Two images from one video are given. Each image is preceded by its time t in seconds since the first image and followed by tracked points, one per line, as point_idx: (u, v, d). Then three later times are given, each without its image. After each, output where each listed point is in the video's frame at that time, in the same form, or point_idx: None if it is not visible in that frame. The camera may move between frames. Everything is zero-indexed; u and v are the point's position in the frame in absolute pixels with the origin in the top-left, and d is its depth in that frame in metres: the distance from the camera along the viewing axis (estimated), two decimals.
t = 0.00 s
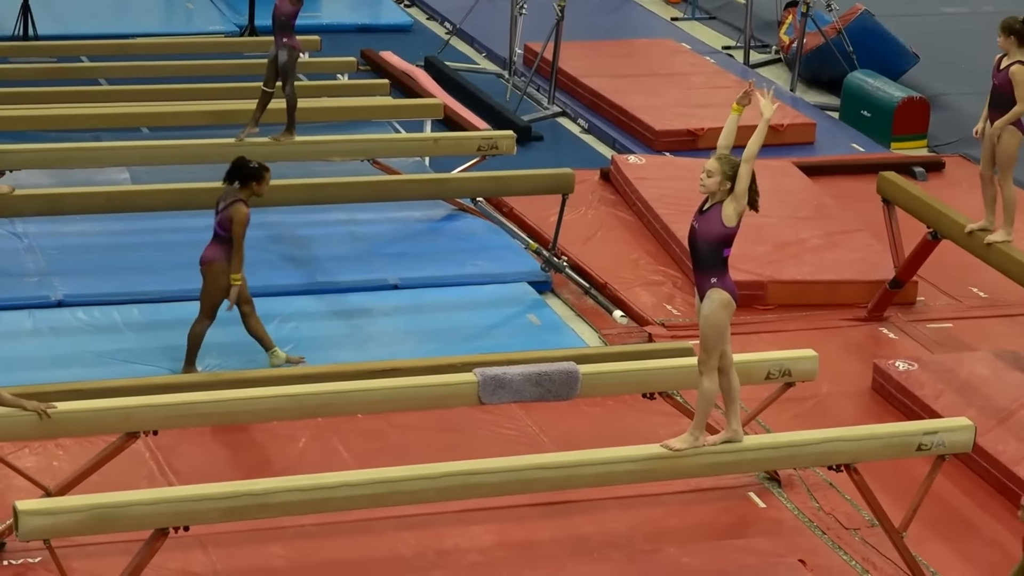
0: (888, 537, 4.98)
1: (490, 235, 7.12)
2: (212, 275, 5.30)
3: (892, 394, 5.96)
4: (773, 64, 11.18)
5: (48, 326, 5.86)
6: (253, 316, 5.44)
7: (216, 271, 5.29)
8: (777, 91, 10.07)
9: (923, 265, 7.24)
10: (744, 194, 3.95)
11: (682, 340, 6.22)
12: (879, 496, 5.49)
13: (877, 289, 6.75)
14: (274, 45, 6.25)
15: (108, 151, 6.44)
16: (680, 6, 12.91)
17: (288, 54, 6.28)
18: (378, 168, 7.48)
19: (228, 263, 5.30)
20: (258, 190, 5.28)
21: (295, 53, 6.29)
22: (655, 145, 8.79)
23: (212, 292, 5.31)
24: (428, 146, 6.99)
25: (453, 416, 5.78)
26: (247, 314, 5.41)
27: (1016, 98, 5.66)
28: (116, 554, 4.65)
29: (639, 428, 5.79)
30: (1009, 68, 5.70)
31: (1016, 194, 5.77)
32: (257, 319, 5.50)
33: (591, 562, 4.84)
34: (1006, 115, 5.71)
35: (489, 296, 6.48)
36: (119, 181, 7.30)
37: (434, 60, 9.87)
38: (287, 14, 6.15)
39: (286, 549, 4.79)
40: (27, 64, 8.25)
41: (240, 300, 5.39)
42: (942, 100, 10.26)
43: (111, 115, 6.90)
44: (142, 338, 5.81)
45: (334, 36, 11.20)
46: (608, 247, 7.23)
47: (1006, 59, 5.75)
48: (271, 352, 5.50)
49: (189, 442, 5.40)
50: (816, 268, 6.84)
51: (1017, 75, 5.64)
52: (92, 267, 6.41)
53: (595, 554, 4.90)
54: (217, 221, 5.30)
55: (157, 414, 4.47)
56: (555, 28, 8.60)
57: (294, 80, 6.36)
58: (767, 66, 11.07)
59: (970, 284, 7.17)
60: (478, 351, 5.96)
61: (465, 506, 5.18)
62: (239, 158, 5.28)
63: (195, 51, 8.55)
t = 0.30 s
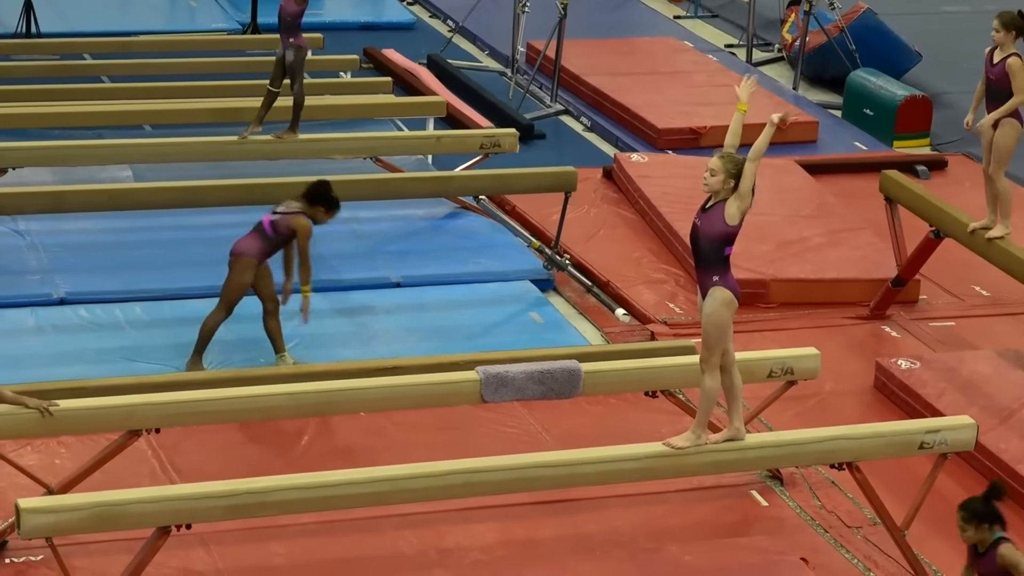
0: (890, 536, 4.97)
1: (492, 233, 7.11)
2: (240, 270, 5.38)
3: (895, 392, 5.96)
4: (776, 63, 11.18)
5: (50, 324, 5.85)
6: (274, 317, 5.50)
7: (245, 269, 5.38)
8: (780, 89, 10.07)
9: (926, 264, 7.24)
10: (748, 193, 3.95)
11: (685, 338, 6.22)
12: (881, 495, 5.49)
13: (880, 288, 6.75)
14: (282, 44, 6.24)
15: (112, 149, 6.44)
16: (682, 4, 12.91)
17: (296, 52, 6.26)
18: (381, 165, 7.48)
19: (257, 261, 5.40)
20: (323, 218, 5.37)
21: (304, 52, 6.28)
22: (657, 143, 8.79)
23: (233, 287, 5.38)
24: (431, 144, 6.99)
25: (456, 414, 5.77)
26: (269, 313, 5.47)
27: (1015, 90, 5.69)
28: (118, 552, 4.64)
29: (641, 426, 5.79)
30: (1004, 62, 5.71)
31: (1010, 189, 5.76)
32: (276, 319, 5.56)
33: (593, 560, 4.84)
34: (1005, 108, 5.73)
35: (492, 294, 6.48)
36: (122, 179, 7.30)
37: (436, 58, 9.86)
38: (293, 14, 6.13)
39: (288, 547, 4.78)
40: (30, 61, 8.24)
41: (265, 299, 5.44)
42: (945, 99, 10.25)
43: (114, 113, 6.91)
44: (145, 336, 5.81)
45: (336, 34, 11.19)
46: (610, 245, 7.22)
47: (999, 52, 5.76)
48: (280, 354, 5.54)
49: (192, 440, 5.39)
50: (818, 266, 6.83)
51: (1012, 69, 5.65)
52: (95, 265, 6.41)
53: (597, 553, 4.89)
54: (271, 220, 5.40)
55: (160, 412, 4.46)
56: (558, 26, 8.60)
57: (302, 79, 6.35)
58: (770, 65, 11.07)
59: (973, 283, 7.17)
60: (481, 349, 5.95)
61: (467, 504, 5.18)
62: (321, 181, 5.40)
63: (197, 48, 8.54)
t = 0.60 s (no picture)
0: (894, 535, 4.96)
1: (496, 232, 7.11)
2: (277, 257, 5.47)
3: (899, 391, 5.96)
4: (779, 62, 11.17)
5: (53, 323, 5.85)
6: (303, 319, 5.49)
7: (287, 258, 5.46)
8: (783, 88, 10.07)
9: (930, 263, 7.23)
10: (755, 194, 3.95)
11: (688, 337, 6.22)
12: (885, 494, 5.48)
13: (884, 287, 6.75)
14: (288, 44, 6.25)
15: (116, 149, 6.45)
16: (685, 3, 12.91)
17: (302, 52, 6.25)
18: (385, 165, 7.48)
19: (303, 260, 5.48)
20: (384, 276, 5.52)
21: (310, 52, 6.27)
22: (661, 142, 8.80)
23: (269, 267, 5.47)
24: (434, 144, 6.99)
25: (460, 413, 5.77)
26: (303, 313, 5.48)
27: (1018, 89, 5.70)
28: (122, 552, 4.65)
29: (645, 425, 5.79)
30: (1008, 60, 5.74)
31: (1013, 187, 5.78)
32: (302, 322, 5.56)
33: (596, 559, 4.83)
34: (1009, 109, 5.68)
35: (496, 293, 6.48)
36: (126, 179, 7.31)
37: (439, 57, 9.86)
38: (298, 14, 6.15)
39: (292, 547, 4.78)
40: (33, 61, 8.24)
41: (304, 298, 5.49)
42: (948, 98, 10.25)
43: (117, 113, 6.91)
44: (149, 336, 5.81)
45: (339, 34, 11.20)
46: (614, 245, 7.22)
47: (1002, 51, 5.79)
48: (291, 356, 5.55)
49: (196, 439, 5.40)
50: (821, 265, 6.83)
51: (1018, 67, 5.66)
52: (99, 265, 6.41)
53: (601, 552, 4.89)
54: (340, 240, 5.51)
55: (163, 412, 4.46)
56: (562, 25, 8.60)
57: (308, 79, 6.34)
58: (773, 64, 11.07)
59: (977, 282, 7.16)
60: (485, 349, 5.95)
61: (470, 504, 5.18)
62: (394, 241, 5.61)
63: (200, 48, 8.54)
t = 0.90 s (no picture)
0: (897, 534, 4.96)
1: (499, 231, 7.11)
2: (362, 233, 5.35)
3: (902, 390, 5.96)
4: (782, 61, 11.17)
5: (56, 322, 5.85)
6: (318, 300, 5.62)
7: (363, 244, 5.37)
8: (787, 87, 10.07)
9: (933, 262, 7.24)
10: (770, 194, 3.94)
11: (692, 336, 6.21)
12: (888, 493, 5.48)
13: (887, 286, 6.75)
14: (293, 44, 6.25)
15: (120, 147, 6.45)
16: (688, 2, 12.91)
17: (308, 51, 6.27)
18: (389, 164, 7.48)
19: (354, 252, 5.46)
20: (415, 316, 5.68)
21: (314, 51, 6.27)
22: (664, 141, 8.80)
23: (354, 227, 5.33)
24: (438, 143, 6.98)
25: (463, 412, 5.77)
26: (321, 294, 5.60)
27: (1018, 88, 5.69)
28: (126, 550, 4.65)
29: (649, 425, 5.79)
30: (1012, 61, 5.72)
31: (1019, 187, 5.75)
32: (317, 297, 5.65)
33: (599, 558, 4.83)
34: None
35: (500, 292, 6.49)
36: (129, 178, 7.31)
37: (443, 57, 9.86)
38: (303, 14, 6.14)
39: (296, 545, 4.78)
40: (37, 59, 8.24)
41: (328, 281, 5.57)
42: (952, 97, 10.25)
43: (121, 111, 6.91)
44: (152, 335, 5.81)
45: (343, 32, 11.20)
46: (618, 244, 7.23)
47: (1006, 51, 5.78)
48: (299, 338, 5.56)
49: (200, 438, 5.40)
50: (825, 264, 6.83)
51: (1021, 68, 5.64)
52: (103, 264, 6.41)
53: (604, 551, 4.89)
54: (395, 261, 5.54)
55: (167, 410, 4.47)
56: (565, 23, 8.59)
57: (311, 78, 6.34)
58: (776, 63, 11.08)
59: (980, 281, 7.17)
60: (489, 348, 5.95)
61: (473, 502, 5.18)
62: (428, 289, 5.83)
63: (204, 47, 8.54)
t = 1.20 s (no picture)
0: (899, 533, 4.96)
1: (502, 230, 7.10)
2: (415, 214, 5.36)
3: (904, 388, 5.95)
4: (784, 60, 11.17)
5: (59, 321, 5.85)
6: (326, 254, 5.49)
7: (411, 225, 5.36)
8: (790, 85, 10.07)
9: (936, 261, 7.23)
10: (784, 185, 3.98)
11: (694, 334, 6.21)
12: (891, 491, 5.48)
13: (890, 284, 6.75)
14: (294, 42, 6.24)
15: (123, 146, 6.45)
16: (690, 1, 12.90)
17: (307, 48, 6.26)
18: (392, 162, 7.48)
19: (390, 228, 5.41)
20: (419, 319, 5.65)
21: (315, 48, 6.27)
22: (667, 139, 8.80)
23: (413, 205, 5.34)
24: (440, 141, 6.99)
25: (466, 410, 5.77)
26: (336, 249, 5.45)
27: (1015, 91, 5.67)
28: (129, 549, 4.64)
29: (652, 423, 5.78)
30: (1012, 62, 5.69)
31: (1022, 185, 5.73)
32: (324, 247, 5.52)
33: (601, 556, 4.83)
34: None
35: (502, 290, 6.48)
36: (132, 177, 7.32)
37: (445, 55, 9.86)
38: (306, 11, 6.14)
39: (298, 543, 4.78)
40: (40, 58, 8.25)
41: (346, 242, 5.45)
42: (954, 95, 10.25)
43: (125, 110, 6.91)
44: (154, 333, 5.81)
45: (345, 31, 11.20)
46: (620, 242, 7.22)
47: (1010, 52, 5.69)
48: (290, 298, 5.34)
49: (203, 436, 5.40)
50: (827, 262, 6.83)
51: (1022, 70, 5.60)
52: (105, 262, 6.41)
53: (607, 549, 4.89)
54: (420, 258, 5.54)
55: (169, 408, 4.46)
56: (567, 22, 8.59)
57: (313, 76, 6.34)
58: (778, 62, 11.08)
59: (983, 279, 7.16)
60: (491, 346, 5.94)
61: (476, 501, 5.18)
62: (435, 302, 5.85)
63: (206, 46, 8.54)
